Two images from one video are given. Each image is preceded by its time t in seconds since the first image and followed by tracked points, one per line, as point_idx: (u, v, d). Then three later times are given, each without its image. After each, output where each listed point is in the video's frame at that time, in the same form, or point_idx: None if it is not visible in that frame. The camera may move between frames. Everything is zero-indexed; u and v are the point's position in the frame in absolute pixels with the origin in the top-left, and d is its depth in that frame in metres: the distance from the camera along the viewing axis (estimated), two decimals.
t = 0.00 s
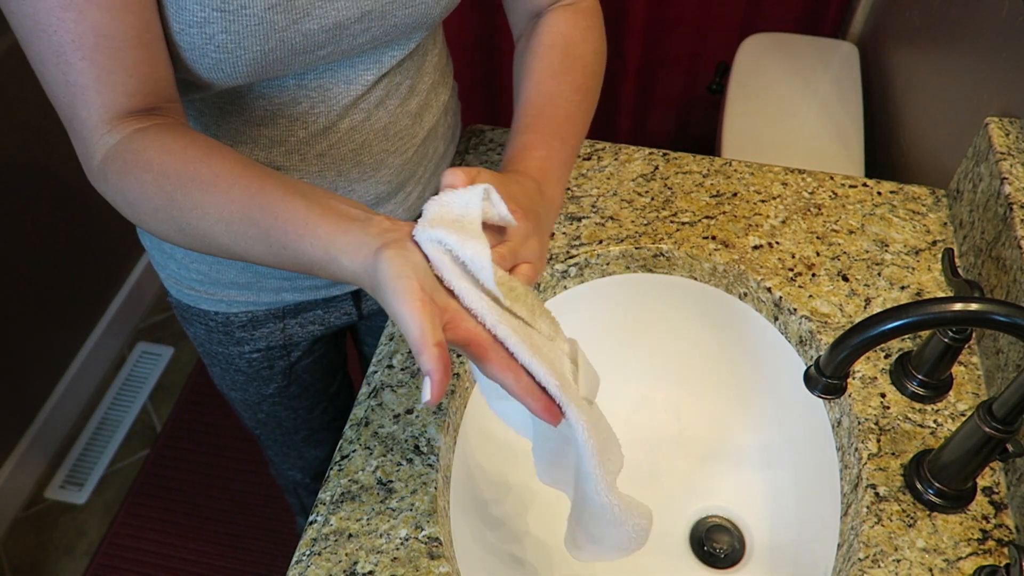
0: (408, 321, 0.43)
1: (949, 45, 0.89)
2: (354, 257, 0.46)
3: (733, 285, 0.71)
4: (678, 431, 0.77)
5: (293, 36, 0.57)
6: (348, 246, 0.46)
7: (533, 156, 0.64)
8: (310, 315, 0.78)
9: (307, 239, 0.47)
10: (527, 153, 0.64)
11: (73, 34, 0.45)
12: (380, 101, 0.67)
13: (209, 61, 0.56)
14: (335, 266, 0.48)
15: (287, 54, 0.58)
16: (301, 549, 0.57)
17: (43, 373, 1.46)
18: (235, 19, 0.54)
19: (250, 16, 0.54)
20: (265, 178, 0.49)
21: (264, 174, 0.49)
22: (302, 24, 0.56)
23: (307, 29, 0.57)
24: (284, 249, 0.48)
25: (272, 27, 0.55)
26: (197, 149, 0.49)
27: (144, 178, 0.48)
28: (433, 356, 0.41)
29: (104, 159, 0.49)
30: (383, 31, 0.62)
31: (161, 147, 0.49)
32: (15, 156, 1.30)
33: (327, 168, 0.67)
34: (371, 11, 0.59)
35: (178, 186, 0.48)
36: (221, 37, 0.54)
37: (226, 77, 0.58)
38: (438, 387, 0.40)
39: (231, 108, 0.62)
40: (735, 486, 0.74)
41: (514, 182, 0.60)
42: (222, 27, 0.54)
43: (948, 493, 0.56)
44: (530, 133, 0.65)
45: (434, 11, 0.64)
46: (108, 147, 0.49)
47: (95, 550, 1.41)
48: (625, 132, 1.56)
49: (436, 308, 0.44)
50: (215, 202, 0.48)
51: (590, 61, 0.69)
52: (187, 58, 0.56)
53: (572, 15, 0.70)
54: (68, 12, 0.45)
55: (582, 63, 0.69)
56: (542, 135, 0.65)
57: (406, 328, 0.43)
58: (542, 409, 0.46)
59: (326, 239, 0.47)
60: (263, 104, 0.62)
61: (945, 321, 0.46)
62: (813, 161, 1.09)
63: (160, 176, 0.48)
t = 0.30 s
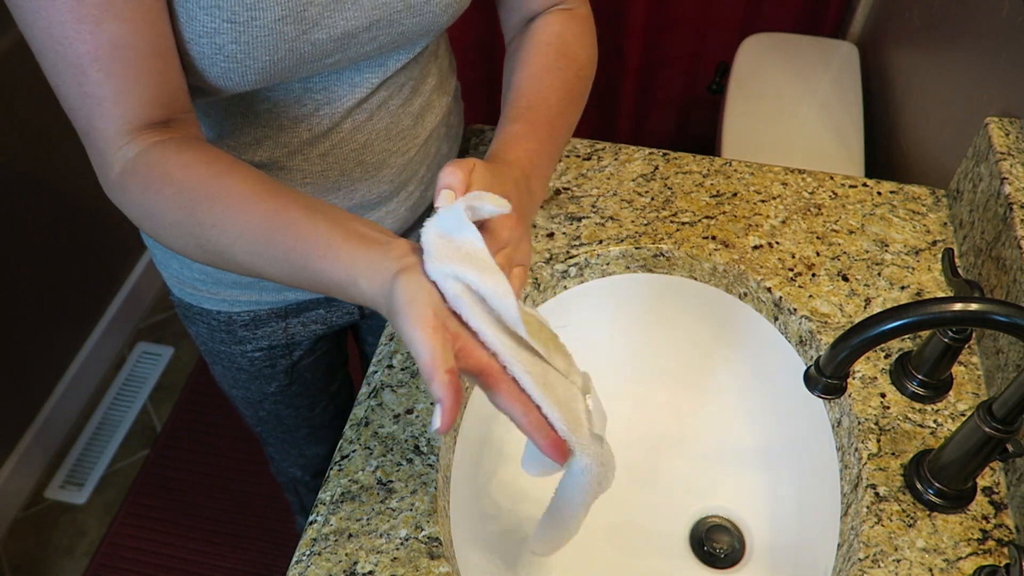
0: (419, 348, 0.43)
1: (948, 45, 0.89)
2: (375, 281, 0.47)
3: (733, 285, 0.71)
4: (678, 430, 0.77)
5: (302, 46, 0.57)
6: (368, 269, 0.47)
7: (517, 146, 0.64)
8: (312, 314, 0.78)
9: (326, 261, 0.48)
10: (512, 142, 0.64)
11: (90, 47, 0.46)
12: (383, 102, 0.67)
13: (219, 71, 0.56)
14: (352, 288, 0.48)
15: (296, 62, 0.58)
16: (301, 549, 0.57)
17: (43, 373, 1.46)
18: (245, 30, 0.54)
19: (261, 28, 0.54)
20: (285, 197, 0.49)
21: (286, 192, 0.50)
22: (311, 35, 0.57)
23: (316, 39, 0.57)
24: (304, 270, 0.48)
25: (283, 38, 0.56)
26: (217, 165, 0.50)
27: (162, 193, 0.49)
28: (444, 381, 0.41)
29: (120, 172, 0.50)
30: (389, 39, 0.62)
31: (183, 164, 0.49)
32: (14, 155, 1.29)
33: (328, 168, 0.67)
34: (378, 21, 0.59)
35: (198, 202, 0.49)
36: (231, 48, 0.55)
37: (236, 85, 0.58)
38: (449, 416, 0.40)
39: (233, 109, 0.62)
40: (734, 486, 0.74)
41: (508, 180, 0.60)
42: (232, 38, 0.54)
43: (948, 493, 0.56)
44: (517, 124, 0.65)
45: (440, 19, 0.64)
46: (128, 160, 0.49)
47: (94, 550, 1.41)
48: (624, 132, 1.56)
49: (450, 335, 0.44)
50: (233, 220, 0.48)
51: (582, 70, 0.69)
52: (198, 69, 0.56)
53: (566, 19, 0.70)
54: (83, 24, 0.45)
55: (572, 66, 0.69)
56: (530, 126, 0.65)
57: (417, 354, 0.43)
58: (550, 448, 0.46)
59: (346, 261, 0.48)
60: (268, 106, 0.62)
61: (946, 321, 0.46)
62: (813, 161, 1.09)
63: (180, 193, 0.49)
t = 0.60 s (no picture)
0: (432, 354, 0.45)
1: (948, 45, 0.89)
2: (390, 292, 0.48)
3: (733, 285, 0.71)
4: (678, 431, 0.77)
5: (305, 54, 0.57)
6: (383, 280, 0.48)
7: (523, 162, 0.63)
8: (312, 315, 0.78)
9: (340, 273, 0.49)
10: (516, 158, 0.64)
11: (97, 59, 0.46)
12: (383, 103, 0.67)
13: (222, 80, 0.56)
14: (366, 300, 0.49)
15: (298, 70, 0.58)
16: (301, 549, 0.57)
17: (43, 373, 1.46)
18: (249, 40, 0.54)
19: (265, 39, 0.54)
20: (295, 208, 0.50)
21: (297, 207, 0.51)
22: (315, 44, 0.57)
23: (319, 49, 0.57)
24: (319, 281, 0.49)
25: (286, 49, 0.56)
26: (227, 178, 0.50)
27: (172, 206, 0.49)
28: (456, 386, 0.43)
29: (128, 185, 0.50)
30: (393, 45, 0.62)
31: (194, 178, 0.49)
32: (13, 155, 1.29)
33: (329, 168, 0.67)
34: (382, 28, 0.60)
35: (210, 215, 0.49)
36: (235, 57, 0.55)
37: (238, 94, 0.58)
38: (460, 417, 0.42)
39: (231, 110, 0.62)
40: (734, 486, 0.74)
41: (513, 198, 0.60)
42: (235, 48, 0.54)
43: (948, 493, 0.56)
44: (522, 138, 0.65)
45: (444, 23, 0.64)
46: (134, 173, 0.49)
47: (94, 551, 1.41)
48: (624, 132, 1.56)
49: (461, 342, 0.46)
50: (246, 232, 0.49)
51: (582, 80, 0.69)
52: (200, 78, 0.56)
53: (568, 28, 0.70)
54: (91, 37, 0.45)
55: (573, 77, 0.69)
56: (536, 142, 0.65)
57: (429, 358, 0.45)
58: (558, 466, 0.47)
59: (360, 272, 0.49)
60: (270, 111, 0.62)
61: (945, 321, 0.46)
62: (813, 160, 1.09)
63: (192, 206, 0.49)
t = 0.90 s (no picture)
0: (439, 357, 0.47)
1: (948, 45, 0.89)
2: (405, 298, 0.50)
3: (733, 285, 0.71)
4: (679, 431, 0.77)
5: (307, 62, 0.57)
6: (397, 286, 0.50)
7: (539, 168, 0.64)
8: (313, 317, 0.78)
9: (351, 280, 0.50)
10: (534, 165, 0.64)
11: (96, 72, 0.46)
12: (384, 105, 0.67)
13: (224, 89, 0.56)
14: (379, 306, 0.50)
15: (300, 77, 0.58)
16: (301, 549, 0.57)
17: (43, 373, 1.46)
18: (251, 50, 0.54)
19: (266, 48, 0.54)
20: (305, 214, 0.51)
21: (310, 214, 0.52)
22: (317, 51, 0.57)
23: (320, 56, 0.57)
24: (331, 289, 0.50)
25: (288, 58, 0.56)
26: (237, 186, 0.51)
27: (181, 216, 0.49)
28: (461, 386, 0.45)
29: (134, 193, 0.50)
30: (393, 50, 0.62)
31: (202, 187, 0.50)
32: (14, 155, 1.29)
33: (331, 172, 0.67)
34: (383, 33, 0.60)
35: (219, 224, 0.49)
36: (237, 67, 0.55)
37: (240, 102, 0.58)
38: (463, 416, 0.44)
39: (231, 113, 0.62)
40: (735, 486, 0.74)
41: (528, 210, 0.60)
42: (237, 58, 0.54)
43: (947, 494, 0.56)
44: (539, 141, 0.66)
45: (444, 26, 0.64)
46: (140, 182, 0.50)
47: (94, 551, 1.41)
48: (624, 131, 1.56)
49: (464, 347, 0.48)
50: (255, 241, 0.49)
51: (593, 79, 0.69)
52: (202, 87, 0.56)
53: (588, 27, 0.70)
54: (83, 40, 0.45)
55: (584, 76, 0.69)
56: (552, 143, 0.66)
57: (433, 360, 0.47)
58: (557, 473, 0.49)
59: (373, 279, 0.50)
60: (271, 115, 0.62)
61: (946, 321, 0.46)
62: (813, 160, 1.09)
63: (201, 215, 0.49)
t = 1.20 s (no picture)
0: (451, 362, 0.46)
1: (948, 45, 0.89)
2: (399, 292, 0.49)
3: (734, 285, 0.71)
4: (679, 432, 0.77)
5: (310, 65, 0.57)
6: (391, 281, 0.49)
7: (559, 176, 0.65)
8: (316, 321, 0.78)
9: (346, 275, 0.49)
10: (552, 173, 0.65)
11: (96, 78, 0.46)
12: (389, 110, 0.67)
13: (226, 94, 0.56)
14: (376, 301, 0.50)
15: (304, 80, 0.58)
16: (301, 549, 0.57)
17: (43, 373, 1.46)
18: (253, 53, 0.54)
19: (269, 52, 0.54)
20: (296, 208, 0.50)
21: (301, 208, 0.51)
22: (320, 54, 0.57)
23: (324, 59, 0.57)
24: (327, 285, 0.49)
25: (291, 61, 0.56)
26: (227, 183, 0.50)
27: (172, 218, 0.49)
28: (477, 394, 0.44)
29: (129, 196, 0.50)
30: (396, 51, 0.62)
31: (193, 187, 0.49)
32: (14, 155, 1.30)
33: (336, 176, 0.67)
34: (385, 34, 0.60)
35: (211, 225, 0.49)
36: (239, 71, 0.55)
37: (243, 106, 0.58)
38: (486, 423, 0.44)
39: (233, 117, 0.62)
40: (735, 486, 0.74)
41: (546, 211, 0.61)
42: (239, 61, 0.54)
43: (948, 493, 0.56)
44: (554, 150, 0.66)
45: (448, 27, 0.64)
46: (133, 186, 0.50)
47: (94, 551, 1.41)
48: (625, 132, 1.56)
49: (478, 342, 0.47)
50: (247, 241, 0.49)
51: (607, 79, 0.69)
52: (204, 92, 0.56)
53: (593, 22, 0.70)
54: (82, 42, 0.45)
55: (597, 78, 0.69)
56: (569, 151, 0.66)
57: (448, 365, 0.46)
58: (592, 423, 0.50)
59: (367, 273, 0.49)
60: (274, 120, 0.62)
61: (945, 321, 0.46)
62: (813, 161, 1.09)
63: (192, 217, 0.49)
